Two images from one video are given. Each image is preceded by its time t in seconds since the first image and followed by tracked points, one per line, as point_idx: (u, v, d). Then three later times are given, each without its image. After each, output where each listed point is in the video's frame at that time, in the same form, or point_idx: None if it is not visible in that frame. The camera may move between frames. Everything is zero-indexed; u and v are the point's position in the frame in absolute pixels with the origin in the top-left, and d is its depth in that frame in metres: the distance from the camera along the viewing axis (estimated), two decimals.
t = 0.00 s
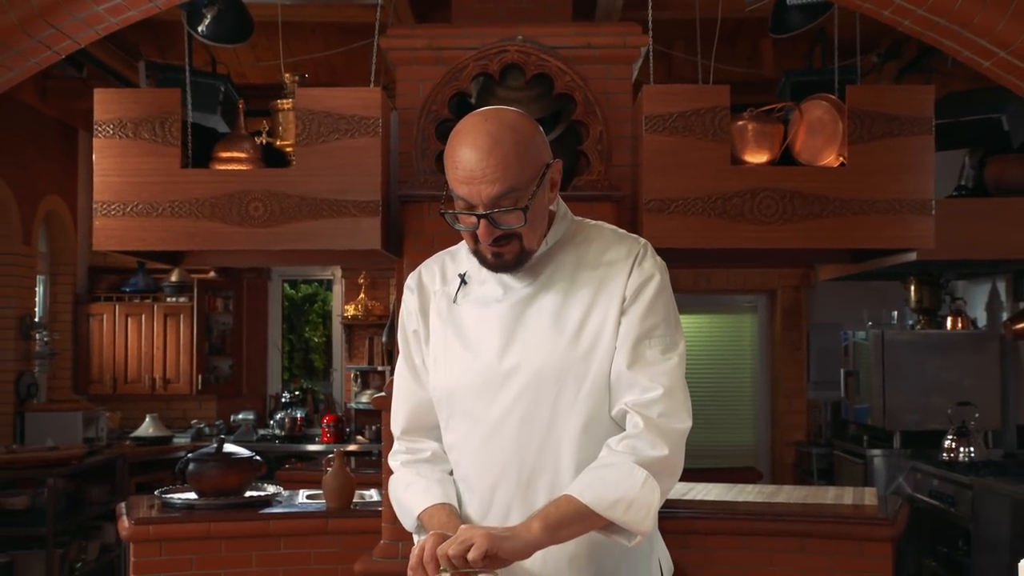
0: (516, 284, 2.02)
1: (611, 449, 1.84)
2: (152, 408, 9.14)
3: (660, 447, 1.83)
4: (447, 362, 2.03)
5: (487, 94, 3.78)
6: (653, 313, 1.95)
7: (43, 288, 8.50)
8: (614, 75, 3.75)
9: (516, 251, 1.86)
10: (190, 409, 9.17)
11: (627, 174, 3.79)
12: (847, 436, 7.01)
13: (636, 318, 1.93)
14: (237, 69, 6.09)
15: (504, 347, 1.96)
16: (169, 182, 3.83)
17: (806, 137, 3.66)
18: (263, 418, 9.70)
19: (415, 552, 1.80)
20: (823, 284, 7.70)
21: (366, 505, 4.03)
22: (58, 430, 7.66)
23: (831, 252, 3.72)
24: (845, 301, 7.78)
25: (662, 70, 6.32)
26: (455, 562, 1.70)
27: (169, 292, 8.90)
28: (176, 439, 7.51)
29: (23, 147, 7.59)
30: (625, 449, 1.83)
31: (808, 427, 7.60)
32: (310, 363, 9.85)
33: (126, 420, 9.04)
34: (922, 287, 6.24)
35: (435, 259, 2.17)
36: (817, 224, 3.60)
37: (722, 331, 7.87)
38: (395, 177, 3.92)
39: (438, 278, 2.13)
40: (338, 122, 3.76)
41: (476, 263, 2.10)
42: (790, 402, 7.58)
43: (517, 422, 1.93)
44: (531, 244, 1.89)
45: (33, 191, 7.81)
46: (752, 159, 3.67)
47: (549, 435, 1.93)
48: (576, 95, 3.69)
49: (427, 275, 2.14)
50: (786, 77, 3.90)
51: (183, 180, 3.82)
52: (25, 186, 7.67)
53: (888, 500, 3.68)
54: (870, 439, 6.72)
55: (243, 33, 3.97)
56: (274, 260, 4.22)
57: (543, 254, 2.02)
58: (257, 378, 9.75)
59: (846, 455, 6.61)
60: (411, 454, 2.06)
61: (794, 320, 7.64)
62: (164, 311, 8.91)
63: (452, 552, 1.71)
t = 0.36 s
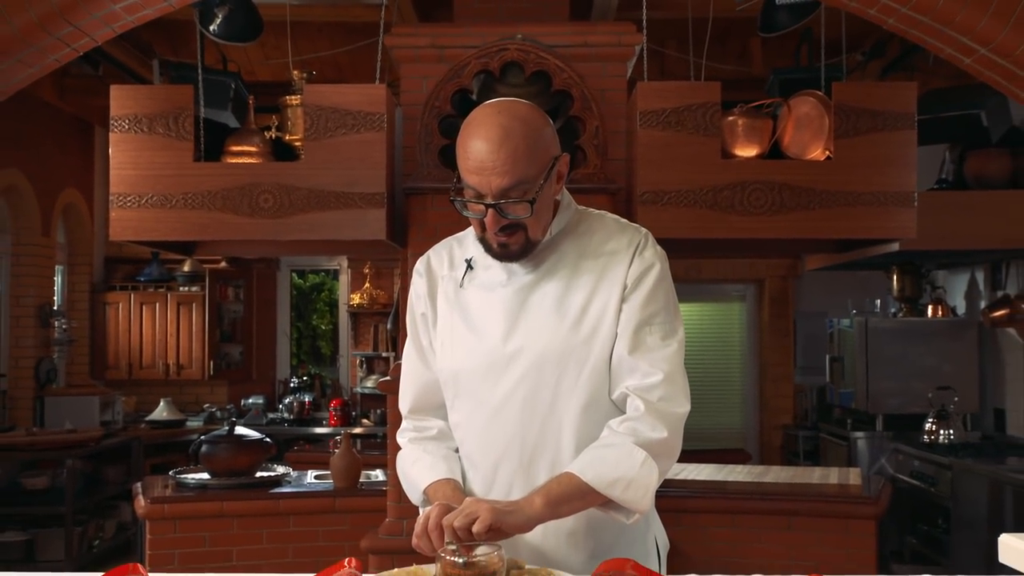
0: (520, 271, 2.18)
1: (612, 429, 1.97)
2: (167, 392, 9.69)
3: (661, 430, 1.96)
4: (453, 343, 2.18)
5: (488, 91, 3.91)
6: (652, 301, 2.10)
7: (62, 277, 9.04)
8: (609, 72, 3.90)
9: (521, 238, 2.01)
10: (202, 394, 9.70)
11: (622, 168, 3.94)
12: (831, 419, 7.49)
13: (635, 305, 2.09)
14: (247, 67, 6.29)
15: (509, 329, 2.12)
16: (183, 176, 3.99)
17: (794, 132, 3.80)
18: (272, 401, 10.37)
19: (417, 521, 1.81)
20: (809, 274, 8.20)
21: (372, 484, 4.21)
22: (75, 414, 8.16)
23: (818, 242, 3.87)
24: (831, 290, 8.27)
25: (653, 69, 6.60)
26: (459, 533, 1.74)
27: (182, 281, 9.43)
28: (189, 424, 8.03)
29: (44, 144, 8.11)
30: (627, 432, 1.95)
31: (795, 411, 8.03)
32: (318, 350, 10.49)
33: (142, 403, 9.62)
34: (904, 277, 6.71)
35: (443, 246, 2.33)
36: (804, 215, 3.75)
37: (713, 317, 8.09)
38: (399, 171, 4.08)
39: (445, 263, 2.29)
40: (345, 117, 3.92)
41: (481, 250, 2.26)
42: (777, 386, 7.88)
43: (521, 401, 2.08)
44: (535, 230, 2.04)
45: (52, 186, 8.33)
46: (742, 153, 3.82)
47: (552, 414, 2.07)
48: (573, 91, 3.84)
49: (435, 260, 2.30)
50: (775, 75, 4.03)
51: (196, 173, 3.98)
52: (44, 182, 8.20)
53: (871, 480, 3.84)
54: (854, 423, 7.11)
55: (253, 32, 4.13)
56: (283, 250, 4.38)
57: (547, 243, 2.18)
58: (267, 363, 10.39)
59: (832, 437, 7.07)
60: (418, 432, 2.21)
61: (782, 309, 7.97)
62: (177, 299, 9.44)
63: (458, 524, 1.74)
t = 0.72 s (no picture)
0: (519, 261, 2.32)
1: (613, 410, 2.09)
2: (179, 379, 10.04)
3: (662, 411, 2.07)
4: (455, 328, 2.32)
5: (486, 90, 4.05)
6: (649, 290, 2.24)
7: (76, 268, 9.41)
8: (603, 72, 4.05)
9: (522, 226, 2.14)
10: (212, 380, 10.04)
11: (615, 163, 4.10)
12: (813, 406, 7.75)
13: (633, 293, 2.22)
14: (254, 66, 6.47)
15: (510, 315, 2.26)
16: (193, 171, 4.15)
17: (780, 130, 3.94)
18: (279, 388, 10.53)
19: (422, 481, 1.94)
20: (795, 265, 8.41)
21: (375, 467, 4.39)
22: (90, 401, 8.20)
23: (804, 234, 4.02)
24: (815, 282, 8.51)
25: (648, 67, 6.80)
26: (460, 499, 1.85)
27: (192, 273, 9.77)
28: (199, 410, 8.34)
29: (58, 139, 8.42)
30: (628, 413, 2.06)
31: (781, 398, 8.32)
32: (323, 340, 10.67)
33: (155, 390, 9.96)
34: (884, 269, 7.14)
35: (445, 236, 2.48)
36: (789, 209, 3.91)
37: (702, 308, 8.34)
38: (401, 166, 4.25)
39: (446, 253, 2.44)
40: (349, 115, 4.08)
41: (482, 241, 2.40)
42: (763, 373, 8.29)
43: (521, 382, 2.22)
44: (535, 217, 2.18)
45: (65, 181, 8.63)
46: (730, 150, 3.97)
47: (552, 395, 2.21)
48: (568, 89, 3.98)
49: (437, 249, 2.45)
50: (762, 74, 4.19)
51: (205, 168, 4.14)
52: (59, 176, 8.52)
53: (854, 463, 4.00)
54: (838, 409, 7.34)
55: (260, 32, 4.28)
56: (289, 243, 4.54)
57: (545, 235, 2.32)
58: (274, 353, 10.61)
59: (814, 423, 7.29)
60: (417, 413, 2.36)
61: (766, 300, 8.36)
62: (187, 290, 9.76)
63: (462, 489, 1.85)
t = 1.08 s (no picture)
0: (519, 250, 2.39)
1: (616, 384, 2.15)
2: (189, 368, 10.27)
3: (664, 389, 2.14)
4: (456, 314, 2.39)
5: (485, 90, 4.21)
6: (646, 277, 2.32)
7: (90, 262, 9.64)
8: (596, 73, 4.21)
9: (522, 213, 2.21)
10: (221, 369, 10.28)
11: (608, 161, 4.26)
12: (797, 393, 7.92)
13: (631, 280, 2.30)
14: (260, 67, 6.67)
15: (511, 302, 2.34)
16: (203, 167, 4.31)
17: (767, 128, 4.12)
18: (285, 377, 10.80)
19: (417, 423, 2.02)
20: (779, 258, 8.61)
21: (378, 452, 4.57)
22: (102, 388, 8.47)
23: (790, 228, 4.19)
24: (797, 275, 8.68)
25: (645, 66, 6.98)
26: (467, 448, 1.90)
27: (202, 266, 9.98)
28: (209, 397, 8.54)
29: (75, 136, 8.65)
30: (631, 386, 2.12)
31: (766, 385, 8.54)
32: (327, 330, 10.90)
33: (166, 378, 10.19)
34: (866, 261, 7.26)
35: (442, 225, 2.53)
36: (776, 204, 4.07)
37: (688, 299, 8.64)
38: (403, 164, 4.43)
39: (445, 242, 2.49)
40: (353, 114, 4.25)
41: (481, 230, 2.46)
42: (749, 361, 8.53)
43: (521, 367, 2.30)
44: (534, 204, 2.25)
45: (81, 177, 8.86)
46: (719, 147, 4.14)
47: (551, 379, 2.30)
48: (565, 89, 4.15)
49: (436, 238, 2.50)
50: (748, 76, 4.37)
51: (215, 165, 4.30)
52: (77, 172, 8.76)
53: (836, 447, 4.19)
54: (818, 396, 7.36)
55: (267, 34, 4.46)
56: (296, 237, 4.72)
57: (544, 225, 2.39)
58: (280, 344, 10.84)
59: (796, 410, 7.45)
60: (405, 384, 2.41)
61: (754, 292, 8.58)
62: (197, 283, 9.98)
63: (474, 433, 1.91)
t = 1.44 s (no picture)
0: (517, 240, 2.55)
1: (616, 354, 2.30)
2: (197, 358, 10.49)
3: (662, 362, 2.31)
4: (456, 300, 2.53)
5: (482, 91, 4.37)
6: (638, 265, 2.50)
7: (102, 257, 9.84)
8: (589, 74, 4.38)
9: (522, 200, 2.37)
10: (228, 360, 10.52)
11: (601, 159, 4.42)
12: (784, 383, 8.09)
13: (624, 267, 2.48)
14: (265, 70, 6.89)
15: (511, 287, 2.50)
16: (211, 165, 4.46)
17: (753, 128, 4.29)
18: (289, 367, 11.09)
19: (419, 373, 2.08)
20: (763, 253, 8.79)
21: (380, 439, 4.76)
22: (115, 377, 8.66)
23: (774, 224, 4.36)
24: (783, 270, 8.86)
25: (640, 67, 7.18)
26: (483, 390, 1.97)
27: (210, 261, 10.14)
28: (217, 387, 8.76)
29: (87, 135, 8.85)
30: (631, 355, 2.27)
31: (750, 373, 8.80)
32: (330, 322, 11.18)
33: (175, 369, 10.41)
34: (846, 257, 7.49)
35: (439, 220, 2.68)
36: (762, 201, 4.24)
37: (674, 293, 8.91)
38: (405, 162, 4.60)
39: (442, 234, 2.64)
40: (356, 114, 4.42)
41: (479, 222, 2.62)
42: (734, 351, 8.82)
43: (521, 348, 2.46)
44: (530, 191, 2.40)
45: (94, 174, 9.06)
46: (707, 146, 4.31)
47: (549, 359, 2.45)
48: (558, 90, 4.32)
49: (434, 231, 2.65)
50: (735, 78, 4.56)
51: (223, 163, 4.46)
52: (89, 169, 8.96)
53: (819, 434, 4.38)
54: (802, 384, 7.65)
55: (273, 37, 4.62)
56: (300, 232, 4.89)
57: (540, 218, 2.56)
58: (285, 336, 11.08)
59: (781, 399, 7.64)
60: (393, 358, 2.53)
61: (738, 286, 8.84)
62: (205, 277, 10.13)
63: (491, 368, 1.97)
